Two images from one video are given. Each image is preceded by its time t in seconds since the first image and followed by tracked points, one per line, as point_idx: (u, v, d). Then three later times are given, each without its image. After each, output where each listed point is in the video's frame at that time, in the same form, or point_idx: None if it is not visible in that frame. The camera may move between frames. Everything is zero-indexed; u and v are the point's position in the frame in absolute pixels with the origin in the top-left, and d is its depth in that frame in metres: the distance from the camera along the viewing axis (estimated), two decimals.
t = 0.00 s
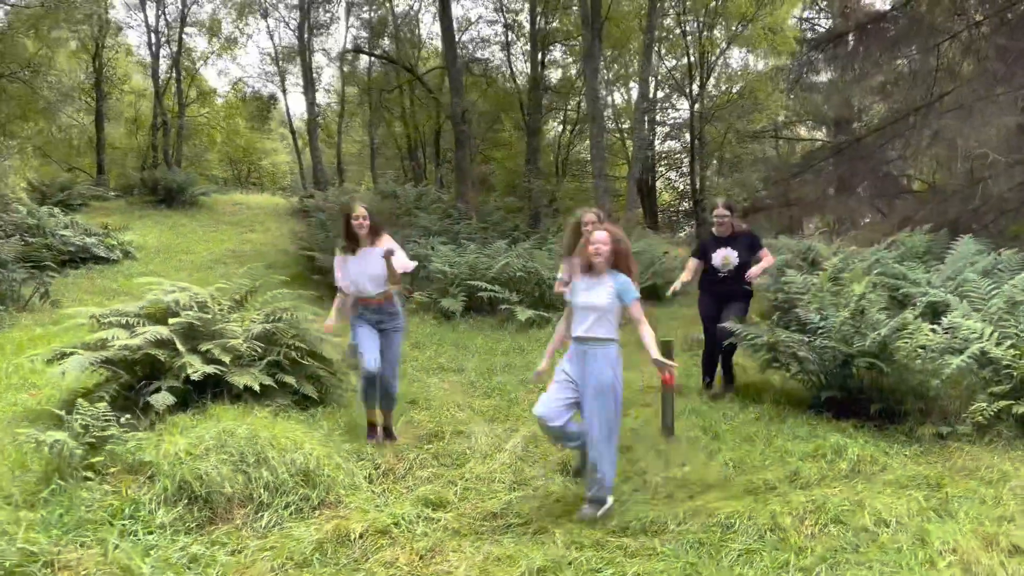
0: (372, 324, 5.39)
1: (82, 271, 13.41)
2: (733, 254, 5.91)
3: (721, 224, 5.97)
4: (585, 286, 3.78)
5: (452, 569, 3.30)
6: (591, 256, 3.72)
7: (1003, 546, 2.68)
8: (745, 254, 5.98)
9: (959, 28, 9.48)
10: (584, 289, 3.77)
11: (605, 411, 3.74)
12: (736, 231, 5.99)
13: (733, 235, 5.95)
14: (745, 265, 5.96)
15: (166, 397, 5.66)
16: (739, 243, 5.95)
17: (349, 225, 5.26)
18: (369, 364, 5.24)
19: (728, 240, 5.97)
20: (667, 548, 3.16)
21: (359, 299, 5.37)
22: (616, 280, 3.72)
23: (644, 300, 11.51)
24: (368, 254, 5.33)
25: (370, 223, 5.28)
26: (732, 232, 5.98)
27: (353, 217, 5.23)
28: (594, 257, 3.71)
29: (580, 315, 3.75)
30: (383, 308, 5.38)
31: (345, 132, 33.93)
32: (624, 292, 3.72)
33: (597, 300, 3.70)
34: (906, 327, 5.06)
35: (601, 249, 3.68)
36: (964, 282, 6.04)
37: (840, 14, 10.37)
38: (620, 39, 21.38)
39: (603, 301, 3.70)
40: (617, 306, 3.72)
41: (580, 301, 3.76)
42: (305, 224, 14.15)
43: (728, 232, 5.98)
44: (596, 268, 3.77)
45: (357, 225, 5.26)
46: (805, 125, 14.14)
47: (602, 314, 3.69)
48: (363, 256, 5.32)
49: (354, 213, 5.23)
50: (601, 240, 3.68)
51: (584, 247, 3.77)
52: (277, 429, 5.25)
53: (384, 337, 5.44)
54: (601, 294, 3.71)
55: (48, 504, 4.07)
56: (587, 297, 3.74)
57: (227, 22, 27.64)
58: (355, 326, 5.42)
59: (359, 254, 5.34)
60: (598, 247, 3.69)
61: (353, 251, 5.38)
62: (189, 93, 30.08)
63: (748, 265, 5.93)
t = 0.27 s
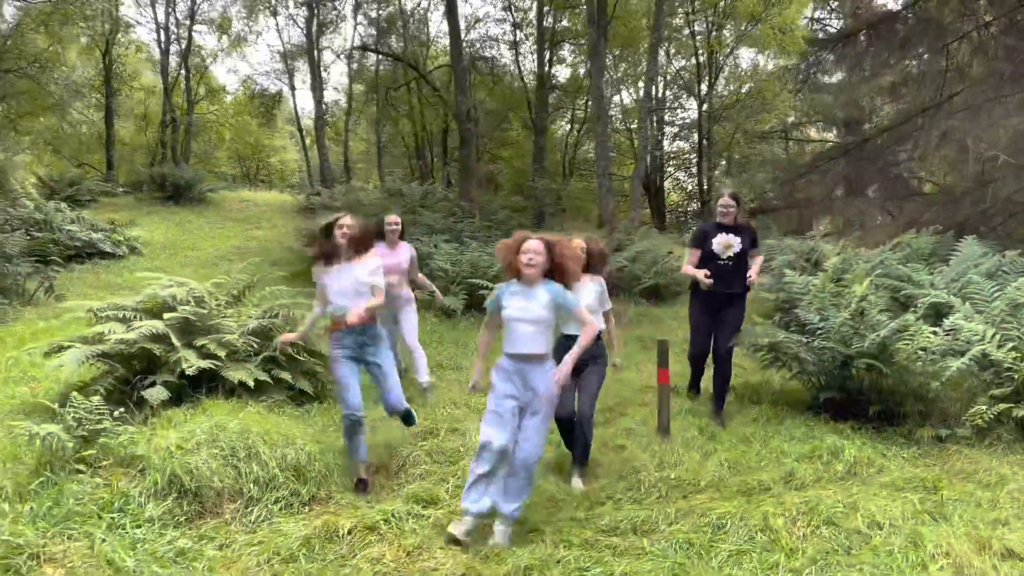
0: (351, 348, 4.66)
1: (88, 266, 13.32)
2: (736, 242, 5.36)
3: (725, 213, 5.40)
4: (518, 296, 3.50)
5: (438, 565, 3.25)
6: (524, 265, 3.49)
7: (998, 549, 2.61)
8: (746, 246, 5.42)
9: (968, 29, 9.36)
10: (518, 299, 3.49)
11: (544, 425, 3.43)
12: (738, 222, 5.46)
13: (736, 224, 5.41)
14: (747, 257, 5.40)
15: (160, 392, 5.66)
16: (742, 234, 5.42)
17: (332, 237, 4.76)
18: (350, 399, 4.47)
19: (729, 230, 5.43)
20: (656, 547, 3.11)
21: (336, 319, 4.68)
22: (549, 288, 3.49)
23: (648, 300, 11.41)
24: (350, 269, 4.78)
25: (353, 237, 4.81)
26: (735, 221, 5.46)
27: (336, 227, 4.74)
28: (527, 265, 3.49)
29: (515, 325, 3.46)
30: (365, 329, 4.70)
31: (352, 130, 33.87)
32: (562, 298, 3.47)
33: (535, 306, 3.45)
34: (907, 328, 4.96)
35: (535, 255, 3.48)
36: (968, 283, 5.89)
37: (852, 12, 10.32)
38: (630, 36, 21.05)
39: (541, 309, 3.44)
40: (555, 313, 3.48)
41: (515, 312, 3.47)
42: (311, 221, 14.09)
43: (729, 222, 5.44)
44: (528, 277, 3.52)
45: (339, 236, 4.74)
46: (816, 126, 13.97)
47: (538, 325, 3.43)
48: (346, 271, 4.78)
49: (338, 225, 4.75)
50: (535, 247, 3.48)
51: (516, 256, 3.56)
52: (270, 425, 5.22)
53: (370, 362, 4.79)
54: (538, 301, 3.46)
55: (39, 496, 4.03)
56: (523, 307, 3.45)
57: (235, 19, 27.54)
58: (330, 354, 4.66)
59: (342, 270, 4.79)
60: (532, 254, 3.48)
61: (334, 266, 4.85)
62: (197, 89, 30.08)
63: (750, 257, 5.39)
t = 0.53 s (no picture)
0: (324, 318, 4.31)
1: (102, 255, 13.29)
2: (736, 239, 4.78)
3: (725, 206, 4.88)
4: (483, 288, 3.51)
5: (428, 553, 3.23)
6: (487, 254, 3.49)
7: (992, 543, 2.54)
8: (748, 245, 4.87)
9: (985, 19, 9.19)
10: (483, 290, 3.50)
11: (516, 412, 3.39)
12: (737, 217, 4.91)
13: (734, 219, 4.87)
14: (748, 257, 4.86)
15: (162, 379, 5.71)
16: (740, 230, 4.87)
17: (316, 199, 4.45)
18: (316, 366, 4.20)
19: (728, 225, 4.87)
20: (647, 538, 3.07)
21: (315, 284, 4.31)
22: (515, 277, 3.56)
23: (656, 292, 11.29)
24: (334, 235, 4.45)
25: (340, 201, 4.46)
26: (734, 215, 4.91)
27: (324, 190, 4.41)
28: (487, 254, 3.50)
29: (484, 312, 3.43)
30: (344, 298, 4.35)
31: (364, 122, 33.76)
32: (524, 284, 3.58)
33: (506, 296, 3.49)
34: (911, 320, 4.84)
35: (496, 244, 3.51)
36: (978, 276, 5.72)
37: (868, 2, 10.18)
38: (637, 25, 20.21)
39: (510, 298, 3.49)
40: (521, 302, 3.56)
41: (483, 305, 3.45)
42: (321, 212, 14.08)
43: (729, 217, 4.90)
44: (489, 267, 3.53)
45: (327, 199, 4.43)
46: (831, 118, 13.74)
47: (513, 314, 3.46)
48: (328, 237, 4.42)
49: (323, 186, 4.42)
50: (495, 235, 3.53)
51: (474, 250, 3.54)
52: (269, 413, 5.22)
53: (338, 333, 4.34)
54: (504, 289, 3.51)
55: (36, 481, 4.03)
56: (493, 298, 3.46)
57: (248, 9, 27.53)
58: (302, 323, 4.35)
59: (322, 234, 4.43)
60: (492, 242, 3.51)
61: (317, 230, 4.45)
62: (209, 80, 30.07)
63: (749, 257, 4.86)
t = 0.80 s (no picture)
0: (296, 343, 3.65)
1: (119, 236, 13.40)
2: (752, 230, 4.25)
3: (730, 195, 4.25)
4: (480, 271, 3.37)
5: (427, 529, 3.25)
6: (482, 241, 3.36)
7: (993, 524, 2.50)
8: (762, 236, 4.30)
9: None
10: (480, 274, 3.36)
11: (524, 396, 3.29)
12: (745, 208, 4.32)
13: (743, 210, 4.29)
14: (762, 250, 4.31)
15: (172, 356, 5.81)
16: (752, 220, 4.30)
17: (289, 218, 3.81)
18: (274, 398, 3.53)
19: (738, 217, 4.28)
20: (645, 515, 3.06)
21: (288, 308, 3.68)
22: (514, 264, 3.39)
23: (668, 274, 11.19)
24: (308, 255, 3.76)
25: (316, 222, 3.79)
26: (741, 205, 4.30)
27: (298, 205, 3.79)
28: (486, 240, 3.35)
29: (481, 295, 3.31)
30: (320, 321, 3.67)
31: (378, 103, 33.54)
32: (525, 272, 3.39)
33: (502, 284, 3.34)
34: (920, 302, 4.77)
35: (495, 230, 3.36)
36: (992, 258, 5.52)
37: None
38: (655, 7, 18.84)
39: (507, 281, 3.35)
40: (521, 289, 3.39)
41: (477, 287, 3.33)
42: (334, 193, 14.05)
43: (736, 208, 4.29)
44: (487, 251, 3.38)
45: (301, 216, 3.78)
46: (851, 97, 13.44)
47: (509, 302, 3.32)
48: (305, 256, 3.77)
49: (299, 205, 3.79)
50: (494, 221, 3.37)
51: (471, 233, 3.40)
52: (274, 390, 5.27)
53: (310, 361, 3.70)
54: (504, 274, 3.36)
55: (46, 455, 4.08)
56: (488, 281, 3.33)
57: None
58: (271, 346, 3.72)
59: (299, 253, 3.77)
60: (491, 228, 3.35)
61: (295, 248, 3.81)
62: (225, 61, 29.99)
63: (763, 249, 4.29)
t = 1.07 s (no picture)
0: (284, 315, 3.45)
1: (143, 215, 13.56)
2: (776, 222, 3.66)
3: (753, 183, 3.71)
4: (495, 248, 3.27)
5: (435, 502, 3.30)
6: (496, 216, 3.26)
7: (1001, 506, 2.48)
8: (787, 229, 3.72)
9: None
10: (494, 249, 3.26)
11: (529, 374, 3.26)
12: (769, 197, 3.76)
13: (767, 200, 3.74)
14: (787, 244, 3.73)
15: (189, 333, 5.89)
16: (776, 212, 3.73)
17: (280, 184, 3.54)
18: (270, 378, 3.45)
19: (760, 207, 3.73)
20: (652, 493, 3.08)
21: (269, 273, 3.45)
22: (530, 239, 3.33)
23: (684, 256, 11.08)
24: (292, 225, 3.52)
25: (304, 191, 3.53)
26: (766, 194, 3.75)
27: (289, 170, 3.52)
28: (500, 216, 3.25)
29: (496, 270, 3.21)
30: (304, 291, 3.51)
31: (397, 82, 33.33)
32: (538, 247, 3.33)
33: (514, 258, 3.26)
34: (936, 283, 4.69)
35: (508, 206, 3.27)
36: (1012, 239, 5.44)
37: None
38: None
39: (524, 255, 3.28)
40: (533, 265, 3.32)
41: (498, 262, 3.22)
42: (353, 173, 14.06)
43: (759, 198, 3.75)
44: (500, 228, 3.29)
45: (292, 182, 3.52)
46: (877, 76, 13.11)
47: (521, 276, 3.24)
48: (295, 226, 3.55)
49: (292, 170, 3.52)
50: (508, 196, 3.28)
51: (486, 207, 3.29)
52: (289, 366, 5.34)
53: (302, 334, 3.57)
54: (519, 251, 3.28)
55: (67, 427, 4.18)
56: (508, 255, 3.24)
57: None
58: (252, 315, 3.46)
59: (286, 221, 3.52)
60: (505, 205, 3.26)
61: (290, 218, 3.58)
62: (246, 40, 29.94)
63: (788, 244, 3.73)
